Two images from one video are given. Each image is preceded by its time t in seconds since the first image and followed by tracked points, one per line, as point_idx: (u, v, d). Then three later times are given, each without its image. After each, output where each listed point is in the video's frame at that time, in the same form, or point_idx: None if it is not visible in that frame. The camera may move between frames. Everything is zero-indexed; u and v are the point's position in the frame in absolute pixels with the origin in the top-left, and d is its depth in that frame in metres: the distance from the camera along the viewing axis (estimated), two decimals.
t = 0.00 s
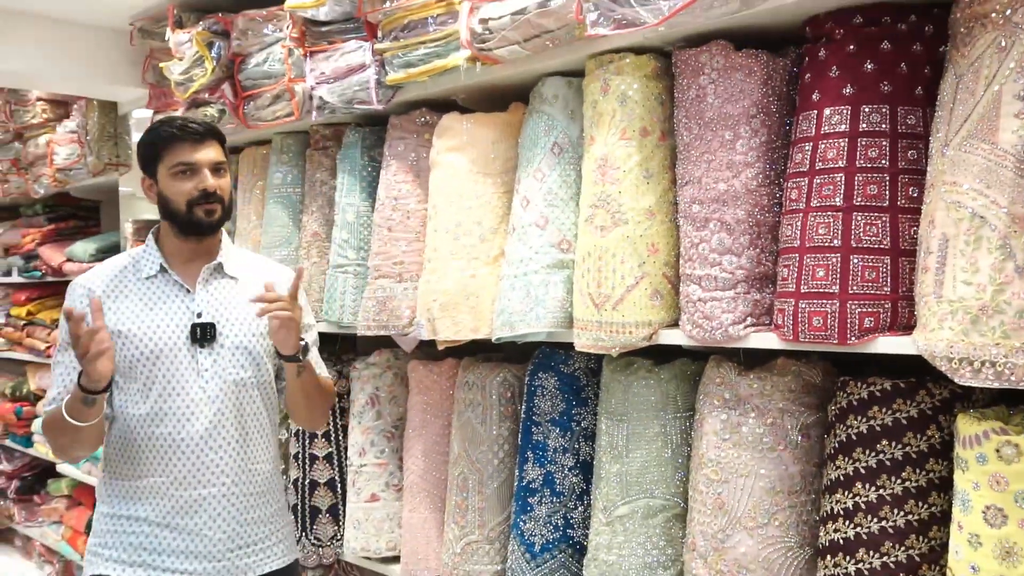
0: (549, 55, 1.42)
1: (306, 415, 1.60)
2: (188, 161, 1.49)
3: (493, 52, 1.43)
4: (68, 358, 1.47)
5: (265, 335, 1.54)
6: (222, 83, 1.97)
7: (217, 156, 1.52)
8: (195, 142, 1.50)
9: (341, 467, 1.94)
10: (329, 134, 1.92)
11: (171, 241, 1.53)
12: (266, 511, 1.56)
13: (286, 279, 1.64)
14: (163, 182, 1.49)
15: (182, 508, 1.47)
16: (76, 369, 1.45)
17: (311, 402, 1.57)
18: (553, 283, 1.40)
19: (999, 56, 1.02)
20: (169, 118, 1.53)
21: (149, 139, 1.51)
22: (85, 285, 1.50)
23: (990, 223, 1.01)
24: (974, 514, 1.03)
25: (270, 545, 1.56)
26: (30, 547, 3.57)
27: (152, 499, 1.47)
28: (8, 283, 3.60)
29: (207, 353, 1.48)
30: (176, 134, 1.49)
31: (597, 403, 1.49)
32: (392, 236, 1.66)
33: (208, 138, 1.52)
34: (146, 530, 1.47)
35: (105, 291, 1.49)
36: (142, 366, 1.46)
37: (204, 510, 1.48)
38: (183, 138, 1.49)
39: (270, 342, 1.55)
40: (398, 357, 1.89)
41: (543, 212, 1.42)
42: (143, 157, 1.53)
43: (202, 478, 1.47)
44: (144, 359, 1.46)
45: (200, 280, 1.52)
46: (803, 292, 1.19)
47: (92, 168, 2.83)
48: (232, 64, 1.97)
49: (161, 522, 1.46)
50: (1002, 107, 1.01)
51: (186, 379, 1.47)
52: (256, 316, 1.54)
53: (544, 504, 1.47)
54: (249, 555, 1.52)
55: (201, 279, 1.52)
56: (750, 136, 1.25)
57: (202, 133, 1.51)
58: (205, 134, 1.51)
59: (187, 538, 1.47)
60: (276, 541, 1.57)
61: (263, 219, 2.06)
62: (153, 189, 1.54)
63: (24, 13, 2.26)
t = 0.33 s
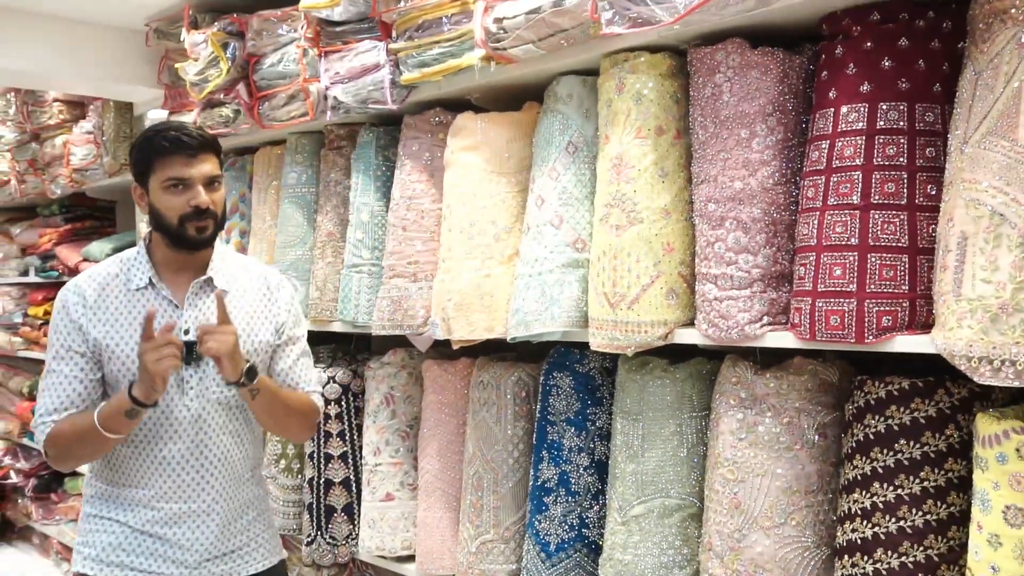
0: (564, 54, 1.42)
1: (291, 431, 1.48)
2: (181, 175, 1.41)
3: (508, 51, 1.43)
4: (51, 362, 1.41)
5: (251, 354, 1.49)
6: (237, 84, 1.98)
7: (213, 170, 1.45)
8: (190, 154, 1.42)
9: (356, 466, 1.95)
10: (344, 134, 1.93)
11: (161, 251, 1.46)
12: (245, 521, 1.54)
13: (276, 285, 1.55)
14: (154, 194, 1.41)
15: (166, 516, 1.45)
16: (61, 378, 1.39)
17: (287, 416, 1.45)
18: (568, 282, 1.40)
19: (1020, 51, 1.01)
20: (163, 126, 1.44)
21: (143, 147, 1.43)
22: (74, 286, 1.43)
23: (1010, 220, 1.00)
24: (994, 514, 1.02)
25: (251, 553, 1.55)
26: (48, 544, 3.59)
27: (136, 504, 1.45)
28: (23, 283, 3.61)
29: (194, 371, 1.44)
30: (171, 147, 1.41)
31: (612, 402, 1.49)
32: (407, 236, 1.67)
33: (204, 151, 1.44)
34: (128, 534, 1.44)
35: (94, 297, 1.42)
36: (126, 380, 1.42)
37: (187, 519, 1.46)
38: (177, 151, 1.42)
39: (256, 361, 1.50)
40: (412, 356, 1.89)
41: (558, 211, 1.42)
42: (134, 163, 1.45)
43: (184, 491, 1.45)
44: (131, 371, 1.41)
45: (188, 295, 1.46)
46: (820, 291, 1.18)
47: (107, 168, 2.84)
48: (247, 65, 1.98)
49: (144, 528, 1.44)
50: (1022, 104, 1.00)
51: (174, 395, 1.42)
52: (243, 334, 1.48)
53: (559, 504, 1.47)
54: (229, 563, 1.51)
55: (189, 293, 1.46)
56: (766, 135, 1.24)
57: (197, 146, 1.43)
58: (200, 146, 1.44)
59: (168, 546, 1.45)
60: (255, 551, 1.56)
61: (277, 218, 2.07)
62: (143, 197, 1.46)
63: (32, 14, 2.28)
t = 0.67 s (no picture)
0: (576, 56, 1.42)
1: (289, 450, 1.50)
2: (181, 184, 1.41)
3: (519, 53, 1.44)
4: (39, 366, 1.40)
5: (243, 366, 1.45)
6: (250, 87, 1.99)
7: (215, 182, 1.45)
8: (194, 165, 1.42)
9: (369, 468, 1.95)
10: (356, 136, 1.93)
11: (155, 259, 1.44)
12: (234, 532, 1.50)
13: (271, 296, 1.51)
14: (154, 200, 1.41)
15: (153, 527, 1.40)
16: (47, 381, 1.40)
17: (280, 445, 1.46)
18: (580, 284, 1.40)
19: None
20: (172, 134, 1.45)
21: (147, 154, 1.43)
22: (63, 290, 1.42)
23: None
24: (1011, 516, 1.01)
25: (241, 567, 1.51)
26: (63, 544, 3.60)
27: (123, 513, 1.41)
28: (36, 285, 3.61)
29: (179, 381, 1.41)
30: (174, 155, 1.41)
31: (625, 404, 1.48)
32: (419, 238, 1.67)
33: (207, 163, 1.43)
34: (114, 544, 1.40)
35: (83, 302, 1.41)
36: (111, 386, 1.40)
37: (174, 531, 1.42)
38: (180, 160, 1.41)
39: (248, 372, 1.47)
40: (424, 358, 1.89)
41: (570, 213, 1.43)
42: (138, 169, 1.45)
43: (168, 500, 1.41)
44: (115, 381, 1.40)
45: (175, 306, 1.42)
46: (834, 292, 1.17)
47: (120, 171, 2.85)
48: (259, 68, 1.99)
49: (130, 537, 1.40)
50: None
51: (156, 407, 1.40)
52: (235, 347, 1.44)
53: (572, 505, 1.47)
54: None
55: (177, 304, 1.43)
56: (779, 135, 1.24)
57: (201, 156, 1.43)
58: (205, 159, 1.43)
59: (154, 557, 1.41)
60: (246, 559, 1.52)
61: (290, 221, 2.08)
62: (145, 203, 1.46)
63: (44, 17, 2.30)
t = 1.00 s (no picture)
0: (588, 52, 1.43)
1: (272, 449, 1.48)
2: (184, 169, 1.42)
3: (531, 49, 1.44)
4: (38, 354, 1.41)
5: (238, 357, 1.46)
6: (261, 81, 1.99)
7: (216, 169, 1.45)
8: (198, 150, 1.43)
9: (377, 462, 1.95)
10: (366, 132, 1.93)
11: (155, 246, 1.45)
12: (228, 526, 1.49)
13: (266, 292, 1.52)
14: (156, 184, 1.42)
15: (145, 521, 1.41)
16: (45, 369, 1.40)
17: (265, 436, 1.45)
18: (589, 281, 1.41)
19: None
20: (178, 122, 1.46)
21: (153, 139, 1.45)
22: (63, 280, 1.43)
23: None
24: (1021, 518, 1.01)
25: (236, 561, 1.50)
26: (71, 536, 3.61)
27: (116, 507, 1.41)
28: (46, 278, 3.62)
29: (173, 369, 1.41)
30: (179, 140, 1.42)
31: (633, 401, 1.48)
32: (429, 233, 1.69)
33: (210, 150, 1.45)
34: (108, 538, 1.41)
35: (82, 290, 1.41)
36: (106, 374, 1.40)
37: (167, 525, 1.42)
38: (185, 145, 1.43)
39: (242, 364, 1.47)
40: (433, 354, 1.89)
41: (580, 210, 1.43)
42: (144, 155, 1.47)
43: (159, 494, 1.41)
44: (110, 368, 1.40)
45: (173, 293, 1.43)
46: (845, 291, 1.17)
47: (131, 165, 2.86)
48: (270, 63, 2.00)
49: (122, 531, 1.40)
50: None
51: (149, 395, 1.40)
52: (231, 338, 1.45)
53: (580, 501, 1.47)
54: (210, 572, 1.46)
55: (175, 292, 1.44)
56: (791, 133, 1.23)
57: (205, 143, 1.44)
58: (208, 145, 1.45)
59: (147, 551, 1.42)
60: (240, 556, 1.51)
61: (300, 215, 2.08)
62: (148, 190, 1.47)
63: (56, 11, 2.31)
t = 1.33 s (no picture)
0: (590, 48, 1.44)
1: (281, 432, 1.50)
2: (185, 147, 1.44)
3: (533, 45, 1.44)
4: (38, 346, 1.38)
5: (246, 341, 1.48)
6: (263, 75, 2.00)
7: (216, 148, 1.47)
8: (198, 129, 1.45)
9: (376, 457, 1.95)
10: (368, 126, 1.93)
11: (155, 232, 1.45)
12: (235, 513, 1.50)
13: (267, 280, 1.55)
14: (156, 164, 1.43)
15: (152, 511, 1.40)
16: (47, 361, 1.37)
17: (276, 419, 1.46)
18: (589, 277, 1.41)
19: None
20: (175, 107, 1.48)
21: (151, 123, 1.46)
22: (64, 269, 1.40)
23: None
24: (1020, 516, 1.01)
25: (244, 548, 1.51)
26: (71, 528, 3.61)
27: (121, 499, 1.40)
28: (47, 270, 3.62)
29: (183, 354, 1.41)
30: (178, 118, 1.44)
31: (633, 397, 1.49)
32: (431, 228, 1.69)
33: (210, 129, 1.47)
34: (115, 531, 1.40)
35: (85, 280, 1.40)
36: (113, 362, 1.39)
37: (175, 514, 1.42)
38: (185, 123, 1.44)
39: (250, 349, 1.49)
40: (433, 349, 1.89)
41: (581, 205, 1.43)
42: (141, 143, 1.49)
43: (167, 485, 1.41)
44: (119, 356, 1.38)
45: (181, 277, 1.44)
46: (846, 288, 1.17)
47: (132, 158, 2.86)
48: (272, 56, 2.00)
49: (129, 523, 1.40)
50: None
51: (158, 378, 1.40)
52: (240, 322, 1.47)
53: (579, 497, 1.48)
54: (220, 559, 1.46)
55: (182, 277, 1.44)
56: (793, 131, 1.23)
57: (205, 122, 1.46)
58: (207, 125, 1.47)
59: (156, 542, 1.41)
60: (248, 545, 1.51)
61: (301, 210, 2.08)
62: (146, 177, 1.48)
63: (61, 4, 2.32)
